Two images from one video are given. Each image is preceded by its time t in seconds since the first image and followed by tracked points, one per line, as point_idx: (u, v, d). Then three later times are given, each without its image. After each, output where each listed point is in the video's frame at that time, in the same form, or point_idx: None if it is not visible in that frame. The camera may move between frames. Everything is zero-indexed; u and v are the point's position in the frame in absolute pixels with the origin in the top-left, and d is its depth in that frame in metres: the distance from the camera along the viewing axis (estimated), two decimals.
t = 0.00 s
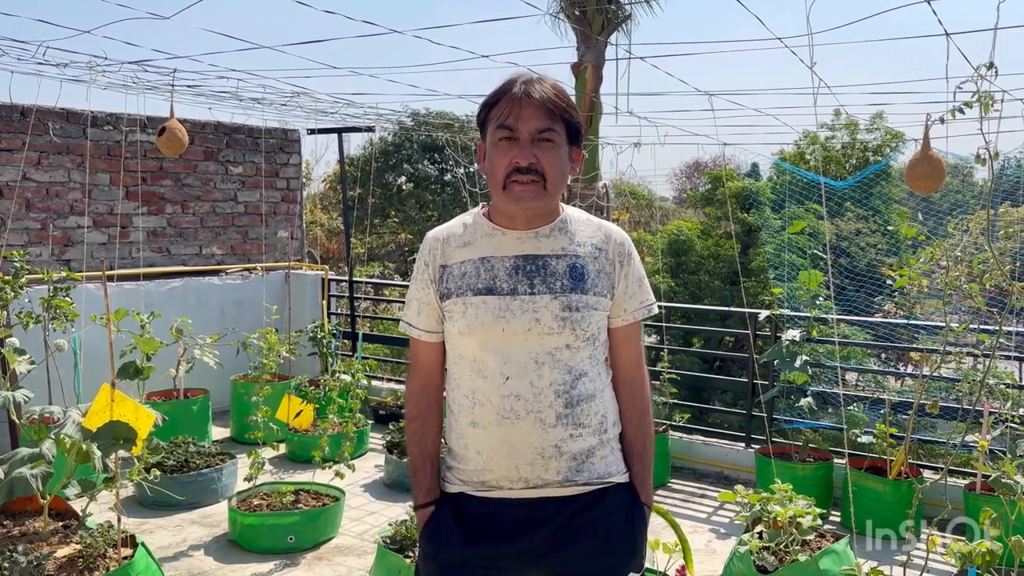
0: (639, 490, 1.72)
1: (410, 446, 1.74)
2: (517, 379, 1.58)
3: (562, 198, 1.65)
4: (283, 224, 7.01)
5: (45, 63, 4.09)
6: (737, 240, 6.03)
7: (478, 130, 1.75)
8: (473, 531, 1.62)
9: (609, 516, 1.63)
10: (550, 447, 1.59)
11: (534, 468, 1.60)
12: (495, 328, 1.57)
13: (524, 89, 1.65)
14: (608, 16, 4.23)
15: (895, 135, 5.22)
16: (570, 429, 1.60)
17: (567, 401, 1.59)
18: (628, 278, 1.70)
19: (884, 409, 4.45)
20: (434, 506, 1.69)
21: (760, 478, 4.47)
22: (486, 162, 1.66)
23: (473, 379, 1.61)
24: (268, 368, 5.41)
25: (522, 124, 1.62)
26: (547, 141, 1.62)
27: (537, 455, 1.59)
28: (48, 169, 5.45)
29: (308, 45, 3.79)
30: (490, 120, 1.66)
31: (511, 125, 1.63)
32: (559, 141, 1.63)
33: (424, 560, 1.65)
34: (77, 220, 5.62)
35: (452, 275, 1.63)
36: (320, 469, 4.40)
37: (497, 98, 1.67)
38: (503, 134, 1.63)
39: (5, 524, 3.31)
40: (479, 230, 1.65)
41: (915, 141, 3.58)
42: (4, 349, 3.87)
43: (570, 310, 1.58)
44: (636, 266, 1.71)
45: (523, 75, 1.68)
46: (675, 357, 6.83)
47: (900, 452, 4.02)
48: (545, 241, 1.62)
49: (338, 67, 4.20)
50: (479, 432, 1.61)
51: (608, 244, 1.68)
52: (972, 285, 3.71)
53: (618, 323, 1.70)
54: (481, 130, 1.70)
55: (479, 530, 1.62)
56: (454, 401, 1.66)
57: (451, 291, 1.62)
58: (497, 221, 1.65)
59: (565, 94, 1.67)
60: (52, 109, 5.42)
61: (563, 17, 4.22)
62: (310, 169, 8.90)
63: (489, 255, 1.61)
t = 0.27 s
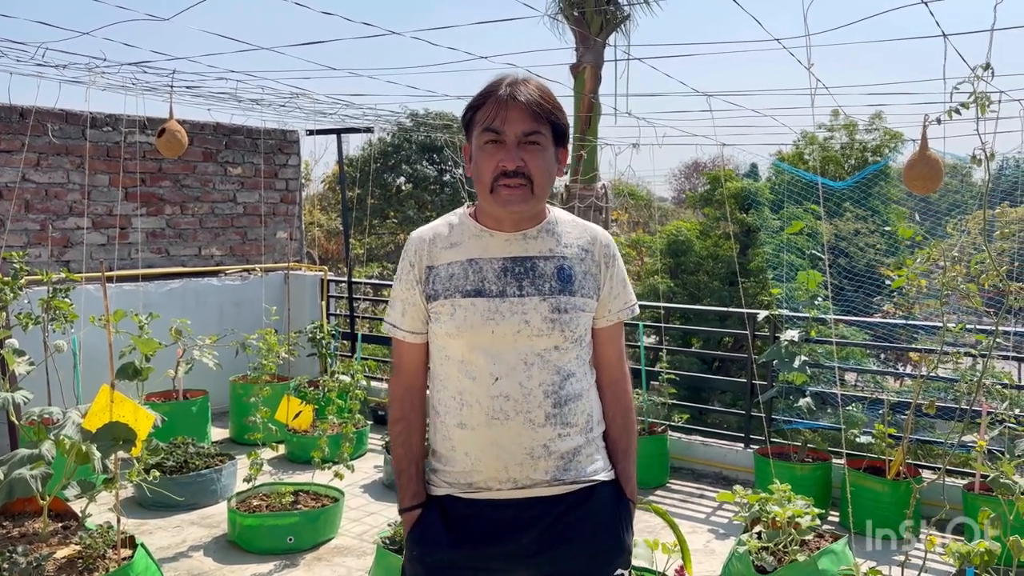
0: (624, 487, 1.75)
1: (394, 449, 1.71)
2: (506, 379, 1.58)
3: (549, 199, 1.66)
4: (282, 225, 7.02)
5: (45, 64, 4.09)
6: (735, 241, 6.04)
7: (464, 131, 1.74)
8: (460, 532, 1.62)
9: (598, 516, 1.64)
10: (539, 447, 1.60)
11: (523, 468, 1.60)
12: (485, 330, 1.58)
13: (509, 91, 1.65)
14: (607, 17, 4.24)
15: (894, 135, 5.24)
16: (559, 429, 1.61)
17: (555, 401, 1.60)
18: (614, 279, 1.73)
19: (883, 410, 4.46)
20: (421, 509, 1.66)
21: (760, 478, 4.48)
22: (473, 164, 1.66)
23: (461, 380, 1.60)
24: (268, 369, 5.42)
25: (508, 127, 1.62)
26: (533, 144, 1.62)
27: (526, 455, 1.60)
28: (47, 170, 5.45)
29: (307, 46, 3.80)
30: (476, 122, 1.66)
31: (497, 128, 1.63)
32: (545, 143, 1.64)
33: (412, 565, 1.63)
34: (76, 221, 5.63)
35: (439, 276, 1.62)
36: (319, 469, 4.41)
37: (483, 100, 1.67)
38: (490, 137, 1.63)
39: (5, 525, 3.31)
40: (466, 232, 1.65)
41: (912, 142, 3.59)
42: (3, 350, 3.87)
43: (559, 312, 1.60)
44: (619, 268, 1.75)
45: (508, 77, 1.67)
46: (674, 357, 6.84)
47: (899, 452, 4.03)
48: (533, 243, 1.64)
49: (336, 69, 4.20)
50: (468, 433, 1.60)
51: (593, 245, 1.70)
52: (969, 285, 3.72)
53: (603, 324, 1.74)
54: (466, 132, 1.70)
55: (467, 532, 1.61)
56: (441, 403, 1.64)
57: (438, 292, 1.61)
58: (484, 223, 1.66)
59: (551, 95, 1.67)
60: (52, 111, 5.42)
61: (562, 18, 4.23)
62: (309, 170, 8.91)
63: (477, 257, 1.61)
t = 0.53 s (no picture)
0: (597, 488, 1.74)
1: (371, 441, 1.75)
2: (481, 371, 1.59)
3: (529, 190, 1.67)
4: (281, 227, 7.03)
5: (44, 66, 4.10)
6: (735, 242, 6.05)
7: (443, 124, 1.75)
8: (433, 528, 1.63)
9: (574, 519, 1.64)
10: (511, 442, 1.60)
11: (494, 463, 1.61)
12: (462, 321, 1.58)
13: (486, 82, 1.65)
14: (606, 18, 4.24)
15: (894, 136, 5.26)
16: (533, 425, 1.61)
17: (531, 396, 1.60)
18: (596, 274, 1.72)
19: (882, 410, 4.46)
20: (392, 502, 1.69)
21: (759, 479, 4.48)
22: (451, 156, 1.67)
23: (438, 371, 1.62)
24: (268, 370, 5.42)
25: (485, 119, 1.63)
26: (510, 135, 1.63)
27: (498, 450, 1.60)
28: (47, 171, 5.46)
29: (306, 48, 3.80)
30: (453, 114, 1.67)
31: (474, 120, 1.64)
32: (522, 134, 1.64)
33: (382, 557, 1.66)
34: (76, 222, 5.63)
35: (419, 267, 1.64)
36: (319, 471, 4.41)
37: (459, 92, 1.68)
38: (467, 129, 1.64)
39: (5, 526, 3.32)
40: (447, 224, 1.66)
41: (911, 143, 3.60)
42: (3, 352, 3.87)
43: (537, 304, 1.60)
44: (602, 263, 1.74)
45: (485, 68, 1.68)
46: (674, 358, 6.84)
47: (898, 453, 4.03)
48: (512, 235, 1.64)
49: (336, 71, 4.21)
50: (442, 424, 1.62)
51: (575, 240, 1.70)
52: (968, 285, 3.72)
53: (585, 319, 1.73)
54: (444, 125, 1.71)
55: (441, 528, 1.63)
56: (417, 394, 1.66)
57: (417, 283, 1.63)
58: (465, 215, 1.68)
59: (527, 86, 1.68)
60: (52, 112, 5.43)
61: (561, 19, 4.23)
62: (308, 172, 8.91)
63: (457, 249, 1.63)
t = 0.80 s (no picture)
0: (574, 494, 1.75)
1: (348, 442, 1.76)
2: (456, 372, 1.59)
3: (510, 190, 1.68)
4: (282, 228, 7.03)
5: (46, 68, 4.10)
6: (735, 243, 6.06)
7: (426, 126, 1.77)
8: (405, 529, 1.64)
9: (546, 524, 1.64)
10: (482, 445, 1.60)
11: (465, 466, 1.61)
12: (439, 322, 1.59)
13: (467, 83, 1.67)
14: (607, 19, 4.25)
15: (894, 137, 5.27)
16: (505, 429, 1.61)
17: (505, 400, 1.60)
18: (577, 279, 1.72)
19: (883, 411, 4.46)
20: (365, 503, 1.71)
21: (760, 479, 4.48)
22: (433, 157, 1.69)
23: (414, 371, 1.63)
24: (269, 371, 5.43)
25: (466, 118, 1.65)
26: (492, 134, 1.65)
27: (469, 452, 1.60)
28: (48, 173, 5.47)
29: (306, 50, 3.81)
30: (435, 115, 1.69)
31: (456, 119, 1.65)
32: (504, 134, 1.66)
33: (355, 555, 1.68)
34: (77, 224, 5.64)
35: (400, 268, 1.65)
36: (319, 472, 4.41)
37: (441, 93, 1.70)
38: (448, 128, 1.65)
39: (6, 527, 3.32)
40: (428, 224, 1.67)
41: (911, 143, 3.60)
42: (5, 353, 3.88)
43: (515, 307, 1.60)
44: (584, 267, 1.73)
45: (467, 70, 1.70)
46: (674, 359, 6.85)
47: (899, 454, 4.03)
48: (492, 237, 1.65)
49: (336, 72, 4.21)
50: (415, 425, 1.63)
51: (557, 244, 1.70)
52: (969, 285, 3.73)
53: (566, 324, 1.73)
54: (427, 126, 1.72)
55: (414, 529, 1.64)
56: (394, 394, 1.67)
57: (397, 284, 1.64)
58: (447, 216, 1.68)
59: (509, 86, 1.69)
60: (53, 114, 5.44)
61: (562, 21, 4.24)
62: (309, 173, 8.92)
63: (437, 250, 1.63)
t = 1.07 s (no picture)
0: (561, 487, 1.79)
1: (331, 446, 1.75)
2: (446, 373, 1.60)
3: (494, 190, 1.69)
4: (283, 228, 7.03)
5: (48, 68, 4.11)
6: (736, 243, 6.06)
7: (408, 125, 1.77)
8: (395, 529, 1.64)
9: (535, 520, 1.66)
10: (473, 444, 1.62)
11: (455, 465, 1.62)
12: (426, 323, 1.59)
13: (453, 82, 1.68)
14: (608, 19, 4.28)
15: (895, 137, 5.28)
16: (495, 427, 1.63)
17: (494, 398, 1.62)
18: (558, 276, 1.76)
19: (884, 411, 4.46)
20: (352, 507, 1.70)
21: (760, 479, 4.49)
22: (416, 154, 1.69)
23: (401, 373, 1.62)
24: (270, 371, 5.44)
25: (452, 116, 1.66)
26: (478, 132, 1.66)
27: (460, 451, 1.62)
28: (49, 173, 5.47)
29: (307, 50, 3.81)
30: (420, 113, 1.69)
31: (441, 117, 1.66)
32: (489, 132, 1.67)
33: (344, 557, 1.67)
34: (78, 224, 5.65)
35: (383, 270, 1.64)
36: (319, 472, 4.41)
37: (427, 92, 1.71)
38: (434, 126, 1.65)
39: (8, 527, 3.32)
40: (410, 225, 1.67)
41: (912, 143, 3.60)
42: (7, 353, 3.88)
43: (502, 306, 1.62)
44: (564, 265, 1.78)
45: (452, 69, 1.71)
46: (675, 359, 6.85)
47: (900, 454, 4.03)
48: (476, 237, 1.66)
49: (337, 72, 4.21)
50: (405, 426, 1.63)
51: (539, 242, 1.73)
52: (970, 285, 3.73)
53: (548, 321, 1.76)
54: (410, 125, 1.72)
55: (405, 530, 1.64)
56: (379, 396, 1.67)
57: (381, 286, 1.63)
58: (429, 215, 1.68)
59: (494, 87, 1.71)
60: (55, 114, 5.45)
61: (563, 21, 4.24)
62: (310, 173, 8.93)
63: (420, 251, 1.64)
